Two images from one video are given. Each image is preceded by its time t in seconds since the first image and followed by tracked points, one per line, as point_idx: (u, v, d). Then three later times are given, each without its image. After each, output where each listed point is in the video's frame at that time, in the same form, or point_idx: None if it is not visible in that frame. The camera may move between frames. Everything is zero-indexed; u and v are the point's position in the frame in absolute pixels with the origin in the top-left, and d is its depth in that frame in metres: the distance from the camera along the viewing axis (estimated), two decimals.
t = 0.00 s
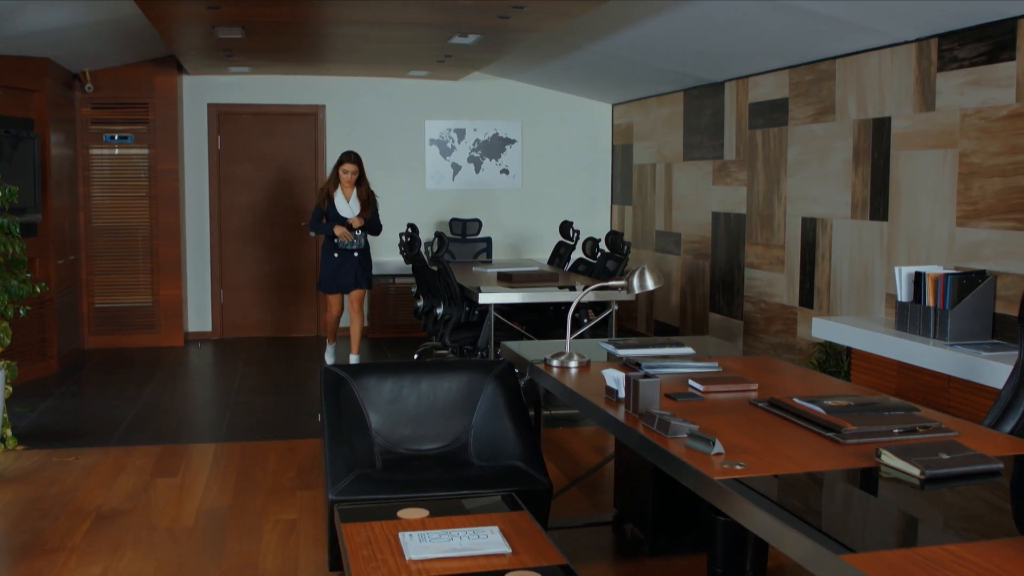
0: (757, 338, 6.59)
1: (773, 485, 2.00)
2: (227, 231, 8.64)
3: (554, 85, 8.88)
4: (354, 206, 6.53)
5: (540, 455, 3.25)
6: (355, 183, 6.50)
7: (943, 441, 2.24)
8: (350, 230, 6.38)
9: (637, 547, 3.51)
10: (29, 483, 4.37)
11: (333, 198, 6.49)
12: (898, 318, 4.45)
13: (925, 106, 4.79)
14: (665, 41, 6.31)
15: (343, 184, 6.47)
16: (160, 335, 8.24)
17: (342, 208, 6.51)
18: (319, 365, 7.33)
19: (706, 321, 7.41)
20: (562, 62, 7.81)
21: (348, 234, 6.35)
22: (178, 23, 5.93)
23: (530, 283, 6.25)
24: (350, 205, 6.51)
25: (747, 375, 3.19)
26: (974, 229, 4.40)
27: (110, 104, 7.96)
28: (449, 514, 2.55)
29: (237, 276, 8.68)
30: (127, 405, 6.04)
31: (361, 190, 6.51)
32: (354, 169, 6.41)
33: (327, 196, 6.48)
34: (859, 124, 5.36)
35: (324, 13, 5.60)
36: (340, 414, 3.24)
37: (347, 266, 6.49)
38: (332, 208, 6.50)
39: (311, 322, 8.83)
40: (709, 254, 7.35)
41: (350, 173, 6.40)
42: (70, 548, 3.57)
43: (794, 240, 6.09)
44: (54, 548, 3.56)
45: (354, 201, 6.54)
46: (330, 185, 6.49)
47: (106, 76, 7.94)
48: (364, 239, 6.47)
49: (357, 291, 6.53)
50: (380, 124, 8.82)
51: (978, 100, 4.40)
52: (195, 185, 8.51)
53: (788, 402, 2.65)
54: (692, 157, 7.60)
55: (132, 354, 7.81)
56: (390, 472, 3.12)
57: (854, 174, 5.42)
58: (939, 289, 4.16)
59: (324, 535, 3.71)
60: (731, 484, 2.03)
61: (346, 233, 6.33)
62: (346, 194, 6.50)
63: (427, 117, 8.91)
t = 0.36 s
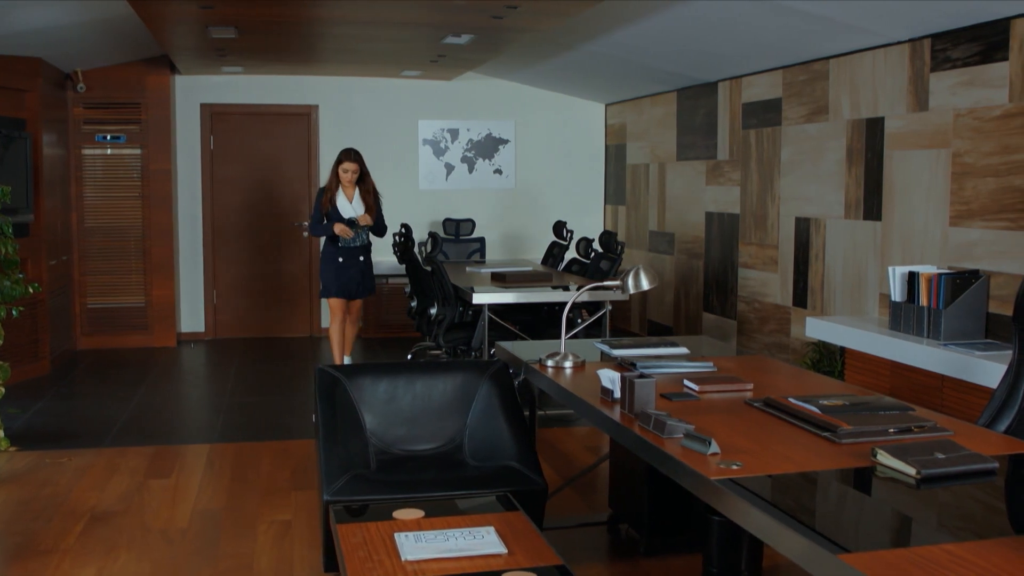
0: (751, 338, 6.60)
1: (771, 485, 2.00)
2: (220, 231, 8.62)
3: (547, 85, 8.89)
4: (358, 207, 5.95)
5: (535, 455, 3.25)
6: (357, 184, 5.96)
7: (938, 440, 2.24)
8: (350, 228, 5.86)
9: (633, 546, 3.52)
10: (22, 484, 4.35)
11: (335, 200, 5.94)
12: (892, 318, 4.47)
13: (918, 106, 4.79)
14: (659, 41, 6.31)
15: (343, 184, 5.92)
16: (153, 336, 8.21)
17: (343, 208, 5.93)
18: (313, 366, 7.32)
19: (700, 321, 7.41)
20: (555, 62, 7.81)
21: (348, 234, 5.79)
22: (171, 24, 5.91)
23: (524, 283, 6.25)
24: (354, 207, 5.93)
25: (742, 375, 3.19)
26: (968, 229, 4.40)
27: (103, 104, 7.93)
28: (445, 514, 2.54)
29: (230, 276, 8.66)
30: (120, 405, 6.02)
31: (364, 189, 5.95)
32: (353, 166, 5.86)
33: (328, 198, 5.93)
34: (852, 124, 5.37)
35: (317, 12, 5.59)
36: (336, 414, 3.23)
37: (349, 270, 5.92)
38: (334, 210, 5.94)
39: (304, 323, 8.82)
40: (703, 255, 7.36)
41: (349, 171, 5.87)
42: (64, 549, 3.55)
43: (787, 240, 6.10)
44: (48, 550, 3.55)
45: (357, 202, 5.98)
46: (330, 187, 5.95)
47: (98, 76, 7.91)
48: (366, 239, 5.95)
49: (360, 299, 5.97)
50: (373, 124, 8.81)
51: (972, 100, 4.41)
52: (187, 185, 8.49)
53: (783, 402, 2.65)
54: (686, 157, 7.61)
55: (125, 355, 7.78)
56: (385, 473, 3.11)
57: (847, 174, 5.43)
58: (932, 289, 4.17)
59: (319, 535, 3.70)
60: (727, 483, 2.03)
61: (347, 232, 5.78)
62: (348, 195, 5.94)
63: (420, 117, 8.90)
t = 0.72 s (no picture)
0: (744, 338, 6.61)
1: (767, 485, 2.01)
2: (212, 231, 8.60)
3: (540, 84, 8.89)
4: (368, 203, 5.58)
5: (530, 455, 3.25)
6: (366, 178, 5.57)
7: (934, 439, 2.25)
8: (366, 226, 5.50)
9: (628, 546, 3.52)
10: (13, 486, 4.33)
11: (343, 196, 5.55)
12: (885, 318, 4.48)
13: (911, 106, 4.81)
14: (652, 41, 6.32)
15: (353, 179, 5.52)
16: (145, 336, 8.18)
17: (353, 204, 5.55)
18: (306, 366, 7.30)
19: (693, 321, 7.42)
20: (548, 62, 7.81)
21: (369, 230, 5.44)
22: (163, 23, 5.90)
23: (518, 283, 6.24)
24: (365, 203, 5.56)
25: (737, 374, 3.19)
26: (960, 228, 4.42)
27: (94, 104, 7.91)
28: (441, 515, 2.54)
29: (222, 277, 8.64)
30: (112, 406, 6.00)
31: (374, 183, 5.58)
32: (364, 161, 5.46)
33: (337, 195, 5.55)
34: (845, 124, 5.38)
35: (310, 12, 5.58)
36: (330, 415, 3.23)
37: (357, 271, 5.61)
38: (343, 207, 5.57)
39: (297, 322, 8.81)
40: (696, 255, 7.37)
41: (361, 166, 5.48)
42: (56, 551, 3.54)
43: (780, 240, 6.11)
44: (40, 552, 3.53)
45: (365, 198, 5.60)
46: (339, 183, 5.55)
47: (89, 75, 7.88)
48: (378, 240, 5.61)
49: (369, 302, 5.63)
50: (366, 124, 8.79)
51: (964, 100, 4.42)
52: (180, 185, 8.46)
53: (779, 402, 2.65)
54: (678, 157, 7.61)
55: (117, 356, 7.75)
56: (380, 474, 3.10)
57: (840, 173, 5.44)
58: (926, 288, 4.20)
59: (313, 536, 3.70)
60: (724, 483, 2.03)
61: (366, 228, 5.44)
62: (357, 190, 5.56)
63: (413, 117, 8.89)
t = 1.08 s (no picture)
0: (735, 337, 6.62)
1: (763, 484, 2.01)
2: (203, 232, 8.57)
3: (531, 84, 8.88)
4: (392, 204, 5.32)
5: (523, 455, 3.24)
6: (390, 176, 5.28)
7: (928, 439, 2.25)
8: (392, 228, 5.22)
9: (622, 546, 3.52)
10: (3, 488, 4.30)
11: (368, 197, 5.25)
12: (877, 317, 4.49)
13: (902, 106, 4.82)
14: (644, 41, 6.32)
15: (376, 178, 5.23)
16: (135, 337, 8.15)
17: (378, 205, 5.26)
18: (297, 367, 7.28)
19: (684, 320, 7.43)
20: (540, 62, 7.81)
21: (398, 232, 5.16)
22: (154, 23, 5.88)
23: (510, 283, 6.24)
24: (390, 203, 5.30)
25: (730, 374, 3.20)
26: (952, 228, 4.43)
27: (84, 104, 7.87)
28: (436, 515, 2.54)
29: (212, 277, 8.61)
30: (103, 407, 5.96)
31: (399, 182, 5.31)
32: (390, 158, 5.17)
33: (361, 195, 5.25)
34: (836, 124, 5.39)
35: (302, 12, 5.56)
36: (323, 415, 3.22)
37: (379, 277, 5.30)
38: (367, 209, 5.27)
39: (288, 323, 8.79)
40: (687, 254, 7.38)
41: (385, 164, 5.18)
42: (48, 553, 3.52)
43: (772, 240, 6.13)
44: (31, 554, 3.51)
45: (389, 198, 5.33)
46: (361, 182, 5.24)
47: (79, 75, 7.85)
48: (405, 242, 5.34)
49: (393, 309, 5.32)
50: (357, 124, 8.78)
51: (955, 100, 4.44)
52: (170, 186, 8.43)
53: (773, 401, 2.66)
54: (670, 157, 7.62)
55: (107, 356, 7.71)
56: (373, 474, 3.10)
57: (832, 173, 5.45)
58: (918, 288, 4.19)
59: (306, 536, 3.69)
60: (719, 482, 2.03)
61: (395, 232, 5.13)
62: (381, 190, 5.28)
63: (404, 117, 8.87)
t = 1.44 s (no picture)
0: (720, 337, 6.64)
1: (753, 484, 2.01)
2: (187, 232, 8.52)
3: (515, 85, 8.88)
4: (420, 210, 4.80)
5: (511, 455, 3.24)
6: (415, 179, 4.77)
7: (916, 438, 2.26)
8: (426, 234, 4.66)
9: (609, 546, 3.52)
10: None
11: (394, 203, 4.71)
12: (862, 317, 4.51)
13: (887, 106, 4.84)
14: (630, 41, 6.33)
15: (402, 181, 4.70)
16: (118, 338, 8.09)
17: (406, 210, 4.72)
18: (283, 367, 7.25)
19: (669, 320, 7.45)
20: (525, 62, 7.81)
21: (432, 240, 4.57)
22: (137, 22, 5.84)
23: (495, 283, 6.23)
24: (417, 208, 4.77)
25: (717, 373, 3.20)
26: (936, 228, 4.46)
27: (66, 103, 7.80)
28: (424, 516, 2.52)
29: (197, 278, 8.56)
30: (86, 409, 5.92)
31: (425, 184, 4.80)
32: (416, 159, 4.67)
33: (387, 201, 4.70)
34: (821, 124, 5.41)
35: (287, 11, 5.53)
36: (310, 416, 3.20)
37: (411, 286, 4.84)
38: (395, 216, 4.73)
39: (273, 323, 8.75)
40: (672, 254, 7.39)
41: (411, 166, 4.67)
42: (32, 556, 3.48)
43: (757, 239, 6.15)
44: (14, 557, 3.48)
45: (416, 203, 4.80)
46: (386, 187, 4.70)
47: (61, 75, 7.79)
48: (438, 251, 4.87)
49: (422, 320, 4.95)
50: (342, 124, 8.74)
51: (939, 100, 4.46)
52: (153, 186, 8.38)
53: (761, 401, 2.66)
54: (654, 157, 7.64)
55: (90, 358, 7.65)
56: (359, 475, 3.09)
57: (817, 173, 5.47)
58: (903, 287, 4.23)
59: (293, 538, 3.67)
60: (710, 481, 2.04)
61: (432, 237, 4.55)
62: (407, 195, 4.75)
63: (389, 117, 8.85)
